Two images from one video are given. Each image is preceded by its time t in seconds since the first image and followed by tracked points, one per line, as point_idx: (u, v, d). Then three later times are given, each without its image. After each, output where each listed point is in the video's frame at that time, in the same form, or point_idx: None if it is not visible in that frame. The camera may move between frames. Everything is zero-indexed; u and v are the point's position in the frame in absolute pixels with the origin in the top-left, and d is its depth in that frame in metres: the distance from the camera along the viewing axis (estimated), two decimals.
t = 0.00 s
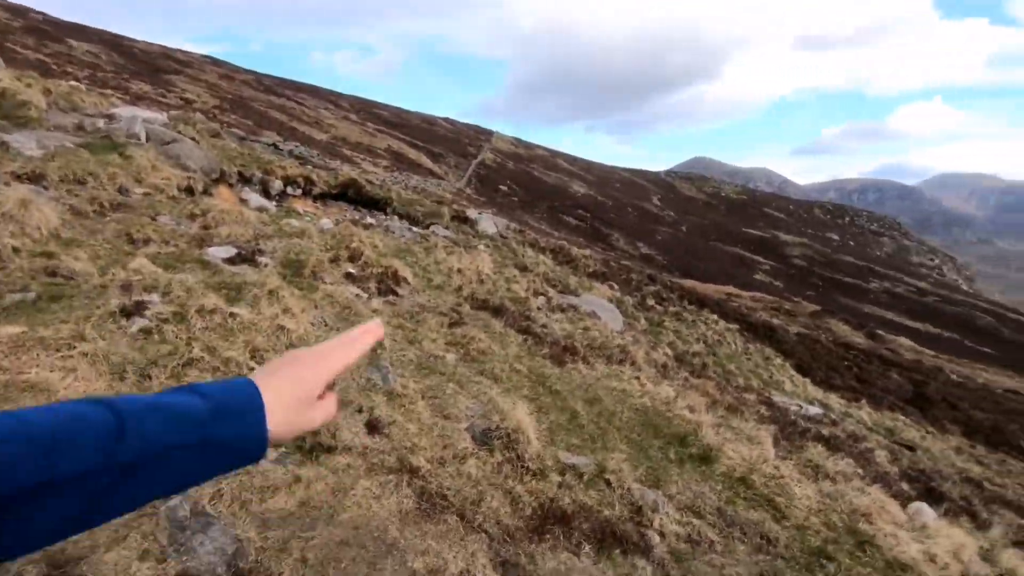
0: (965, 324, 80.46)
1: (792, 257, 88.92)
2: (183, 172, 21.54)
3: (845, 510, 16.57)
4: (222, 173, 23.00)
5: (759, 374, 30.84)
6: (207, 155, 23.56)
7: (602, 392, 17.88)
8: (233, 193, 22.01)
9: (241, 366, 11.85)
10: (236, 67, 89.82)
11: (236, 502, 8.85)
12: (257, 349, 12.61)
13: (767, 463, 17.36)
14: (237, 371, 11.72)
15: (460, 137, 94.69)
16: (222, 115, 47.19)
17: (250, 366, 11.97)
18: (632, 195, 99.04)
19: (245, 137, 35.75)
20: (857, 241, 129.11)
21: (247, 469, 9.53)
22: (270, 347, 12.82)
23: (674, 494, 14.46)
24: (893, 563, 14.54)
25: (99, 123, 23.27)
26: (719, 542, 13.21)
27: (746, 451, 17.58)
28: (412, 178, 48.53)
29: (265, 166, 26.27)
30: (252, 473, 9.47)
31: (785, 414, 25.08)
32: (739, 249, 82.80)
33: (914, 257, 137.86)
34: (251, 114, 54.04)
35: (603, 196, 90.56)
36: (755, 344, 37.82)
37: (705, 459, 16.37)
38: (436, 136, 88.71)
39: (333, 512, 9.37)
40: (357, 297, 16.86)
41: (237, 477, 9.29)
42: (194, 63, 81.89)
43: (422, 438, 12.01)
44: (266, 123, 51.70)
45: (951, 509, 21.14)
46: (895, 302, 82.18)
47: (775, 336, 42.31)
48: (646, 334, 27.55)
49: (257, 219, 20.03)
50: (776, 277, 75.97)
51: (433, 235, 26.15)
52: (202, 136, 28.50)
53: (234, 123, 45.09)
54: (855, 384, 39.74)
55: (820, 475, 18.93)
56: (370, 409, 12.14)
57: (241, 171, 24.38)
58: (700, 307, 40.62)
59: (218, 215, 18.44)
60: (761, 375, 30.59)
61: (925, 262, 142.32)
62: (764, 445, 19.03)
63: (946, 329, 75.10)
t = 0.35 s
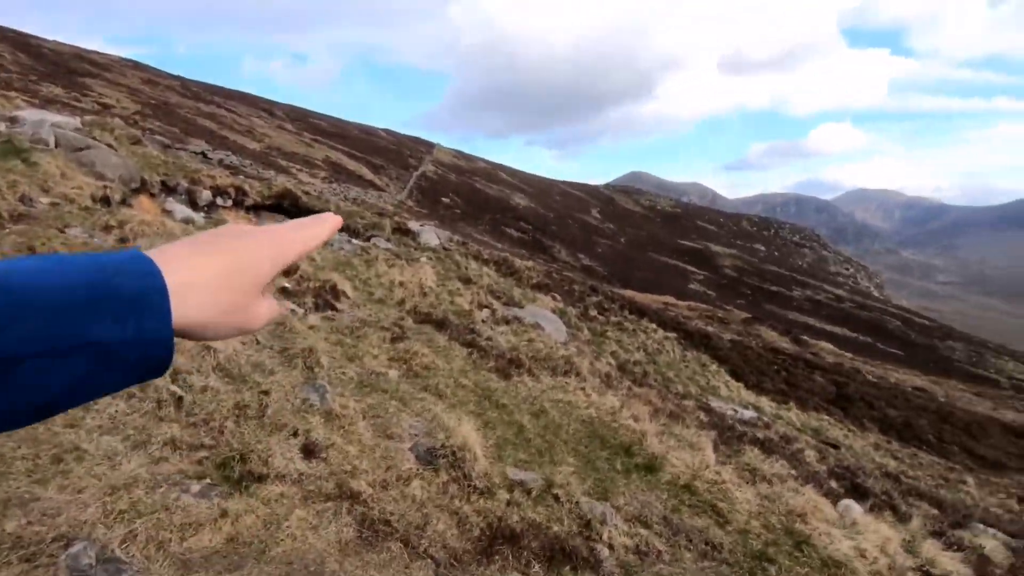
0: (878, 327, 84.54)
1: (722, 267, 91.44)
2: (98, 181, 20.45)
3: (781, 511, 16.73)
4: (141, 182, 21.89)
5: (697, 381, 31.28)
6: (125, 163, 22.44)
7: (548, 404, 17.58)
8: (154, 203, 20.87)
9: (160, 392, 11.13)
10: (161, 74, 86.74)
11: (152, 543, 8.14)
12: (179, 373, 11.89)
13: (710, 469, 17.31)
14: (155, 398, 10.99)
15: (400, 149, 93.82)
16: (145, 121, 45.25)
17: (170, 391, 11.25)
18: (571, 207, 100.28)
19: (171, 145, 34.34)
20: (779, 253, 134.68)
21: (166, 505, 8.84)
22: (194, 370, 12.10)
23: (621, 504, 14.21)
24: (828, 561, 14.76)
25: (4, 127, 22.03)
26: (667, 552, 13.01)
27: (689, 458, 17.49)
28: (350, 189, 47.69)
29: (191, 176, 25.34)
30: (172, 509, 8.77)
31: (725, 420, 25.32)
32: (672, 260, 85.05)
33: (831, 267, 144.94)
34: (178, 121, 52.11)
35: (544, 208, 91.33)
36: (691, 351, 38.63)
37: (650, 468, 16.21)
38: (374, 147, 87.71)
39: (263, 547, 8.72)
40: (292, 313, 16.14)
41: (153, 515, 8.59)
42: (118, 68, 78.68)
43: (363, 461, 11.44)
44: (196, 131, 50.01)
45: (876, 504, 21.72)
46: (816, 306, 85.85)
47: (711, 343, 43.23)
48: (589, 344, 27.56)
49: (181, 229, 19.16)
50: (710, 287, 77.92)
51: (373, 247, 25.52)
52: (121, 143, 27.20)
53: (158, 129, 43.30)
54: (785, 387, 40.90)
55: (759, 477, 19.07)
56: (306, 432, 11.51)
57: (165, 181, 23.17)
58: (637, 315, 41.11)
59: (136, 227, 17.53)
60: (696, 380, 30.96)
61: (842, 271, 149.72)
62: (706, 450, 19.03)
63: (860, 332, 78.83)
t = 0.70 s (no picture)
0: (813, 335, 87.27)
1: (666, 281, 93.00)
2: (15, 200, 19.20)
3: (731, 520, 16.75)
4: (64, 202, 20.77)
5: (646, 393, 31.40)
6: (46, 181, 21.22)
7: (502, 424, 17.16)
8: (79, 225, 19.83)
9: (83, 430, 10.30)
10: (90, 89, 83.60)
11: None
12: (105, 409, 11.06)
13: (662, 483, 17.09)
14: (78, 436, 10.15)
15: (345, 166, 92.58)
16: (70, 137, 43.25)
17: (94, 429, 10.43)
18: (518, 223, 100.67)
19: (99, 163, 32.82)
20: (719, 266, 138.22)
21: (88, 555, 8.10)
22: (122, 405, 11.29)
23: (577, 523, 13.85)
24: (777, 569, 14.84)
25: None
26: (624, 569, 12.73)
27: (641, 472, 17.25)
28: (293, 207, 46.55)
29: (120, 195, 24.20)
30: (96, 561, 8.04)
31: (674, 431, 25.36)
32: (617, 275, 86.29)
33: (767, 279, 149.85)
34: (108, 137, 50.07)
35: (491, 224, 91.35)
36: (640, 364, 38.90)
37: (605, 484, 15.93)
38: (318, 165, 86.27)
39: None
40: (232, 339, 15.35)
41: (74, 569, 7.84)
42: (44, 82, 75.38)
43: (310, 494, 10.80)
44: (128, 148, 48.11)
45: (816, 507, 22.02)
46: (754, 317, 88.36)
47: (658, 356, 43.66)
48: (541, 360, 27.34)
49: (109, 252, 18.28)
50: (656, 301, 79.05)
51: (319, 267, 24.78)
52: (41, 160, 25.82)
53: (86, 146, 41.45)
54: (728, 396, 41.62)
55: (708, 486, 19.04)
56: (247, 466, 10.83)
57: (90, 201, 22.12)
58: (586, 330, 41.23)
59: (57, 250, 16.51)
60: (645, 393, 31.06)
61: (777, 283, 155.03)
62: (659, 464, 18.86)
63: (796, 340, 81.30)
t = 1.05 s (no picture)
0: (775, 349, 88.65)
1: (631, 299, 93.77)
2: None
3: (705, 535, 16.64)
4: (10, 228, 20.24)
5: (616, 411, 31.34)
6: None
7: (474, 447, 16.80)
8: (26, 252, 19.21)
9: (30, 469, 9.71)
10: (41, 114, 81.48)
11: None
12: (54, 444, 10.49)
13: (636, 500, 16.85)
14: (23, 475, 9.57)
15: (307, 189, 91.69)
16: (19, 162, 41.94)
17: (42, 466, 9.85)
18: (484, 245, 100.69)
19: (50, 189, 31.87)
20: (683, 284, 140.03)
21: None
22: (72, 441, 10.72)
23: (553, 546, 13.55)
24: None
25: None
26: None
27: (616, 491, 16.99)
28: (255, 232, 45.78)
29: (70, 221, 23.50)
30: None
31: (644, 448, 25.24)
32: (584, 294, 86.47)
33: (729, 296, 152.14)
34: (59, 162, 48.74)
35: (457, 246, 91.16)
36: (609, 382, 38.87)
37: (579, 504, 15.67)
38: (279, 188, 85.22)
39: None
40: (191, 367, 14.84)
41: None
42: None
43: (277, 528, 10.35)
44: (81, 173, 46.87)
45: (786, 519, 22.06)
46: (719, 332, 89.31)
47: (626, 373, 43.79)
48: (511, 381, 27.08)
49: (59, 281, 17.98)
50: (622, 318, 79.50)
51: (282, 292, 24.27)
52: None
53: (36, 171, 40.27)
54: (696, 412, 41.82)
55: (681, 502, 18.91)
56: (210, 501, 10.33)
57: (38, 226, 21.67)
58: (554, 349, 41.15)
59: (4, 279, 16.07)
60: (615, 411, 30.99)
61: (738, 300, 157.58)
62: (631, 482, 18.65)
63: (758, 354, 82.49)
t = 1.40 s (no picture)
0: (750, 361, 89.30)
1: (609, 312, 94.02)
2: None
3: (686, 548, 16.46)
4: None
5: (595, 424, 31.18)
6: None
7: (454, 463, 16.52)
8: None
9: None
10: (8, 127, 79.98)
11: None
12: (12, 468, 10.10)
13: (617, 514, 16.62)
14: None
15: (282, 203, 90.88)
16: None
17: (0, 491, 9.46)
18: (461, 259, 100.43)
19: (14, 204, 31.17)
20: (659, 297, 140.78)
21: None
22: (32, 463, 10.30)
23: (535, 563, 13.28)
24: None
25: None
26: None
27: (597, 505, 16.76)
28: (227, 246, 45.12)
29: (34, 235, 22.99)
30: None
31: (623, 461, 25.07)
32: (562, 308, 86.50)
33: (705, 308, 153.25)
34: (25, 176, 47.75)
35: (434, 260, 90.81)
36: (588, 395, 38.72)
37: (561, 520, 15.41)
38: (253, 202, 84.36)
39: None
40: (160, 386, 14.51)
41: None
42: None
43: (250, 552, 10.01)
44: (48, 188, 45.97)
45: (765, 530, 21.96)
46: (695, 345, 89.82)
47: (604, 386, 43.72)
48: (489, 395, 26.79)
49: (21, 297, 17.58)
50: (600, 331, 79.59)
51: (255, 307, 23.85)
52: None
53: None
54: (674, 424, 41.82)
55: (662, 515, 18.72)
56: (179, 524, 9.96)
57: None
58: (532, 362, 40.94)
59: None
60: (594, 424, 30.81)
61: (714, 312, 158.76)
62: (612, 495, 18.43)
63: (734, 366, 82.97)
